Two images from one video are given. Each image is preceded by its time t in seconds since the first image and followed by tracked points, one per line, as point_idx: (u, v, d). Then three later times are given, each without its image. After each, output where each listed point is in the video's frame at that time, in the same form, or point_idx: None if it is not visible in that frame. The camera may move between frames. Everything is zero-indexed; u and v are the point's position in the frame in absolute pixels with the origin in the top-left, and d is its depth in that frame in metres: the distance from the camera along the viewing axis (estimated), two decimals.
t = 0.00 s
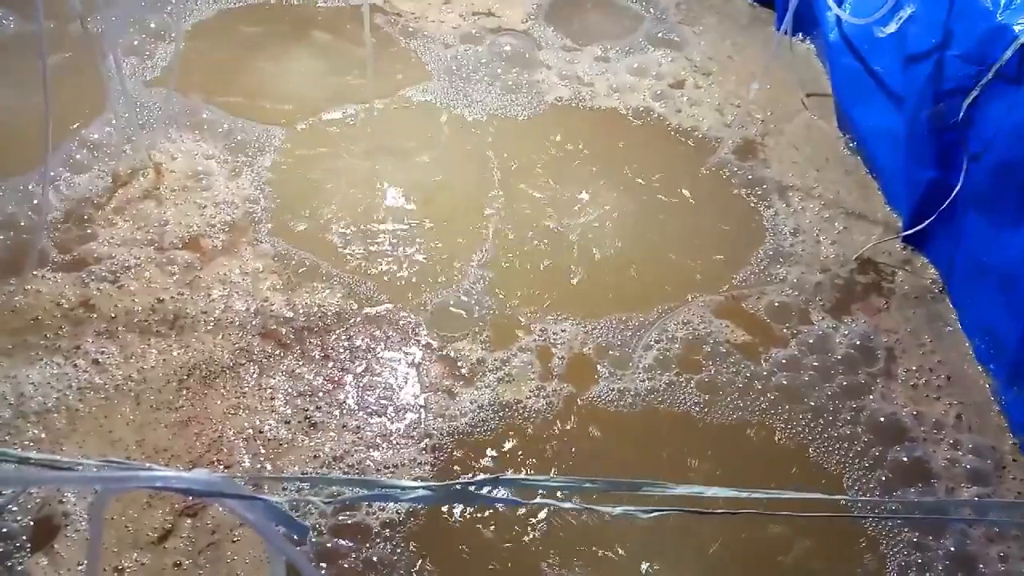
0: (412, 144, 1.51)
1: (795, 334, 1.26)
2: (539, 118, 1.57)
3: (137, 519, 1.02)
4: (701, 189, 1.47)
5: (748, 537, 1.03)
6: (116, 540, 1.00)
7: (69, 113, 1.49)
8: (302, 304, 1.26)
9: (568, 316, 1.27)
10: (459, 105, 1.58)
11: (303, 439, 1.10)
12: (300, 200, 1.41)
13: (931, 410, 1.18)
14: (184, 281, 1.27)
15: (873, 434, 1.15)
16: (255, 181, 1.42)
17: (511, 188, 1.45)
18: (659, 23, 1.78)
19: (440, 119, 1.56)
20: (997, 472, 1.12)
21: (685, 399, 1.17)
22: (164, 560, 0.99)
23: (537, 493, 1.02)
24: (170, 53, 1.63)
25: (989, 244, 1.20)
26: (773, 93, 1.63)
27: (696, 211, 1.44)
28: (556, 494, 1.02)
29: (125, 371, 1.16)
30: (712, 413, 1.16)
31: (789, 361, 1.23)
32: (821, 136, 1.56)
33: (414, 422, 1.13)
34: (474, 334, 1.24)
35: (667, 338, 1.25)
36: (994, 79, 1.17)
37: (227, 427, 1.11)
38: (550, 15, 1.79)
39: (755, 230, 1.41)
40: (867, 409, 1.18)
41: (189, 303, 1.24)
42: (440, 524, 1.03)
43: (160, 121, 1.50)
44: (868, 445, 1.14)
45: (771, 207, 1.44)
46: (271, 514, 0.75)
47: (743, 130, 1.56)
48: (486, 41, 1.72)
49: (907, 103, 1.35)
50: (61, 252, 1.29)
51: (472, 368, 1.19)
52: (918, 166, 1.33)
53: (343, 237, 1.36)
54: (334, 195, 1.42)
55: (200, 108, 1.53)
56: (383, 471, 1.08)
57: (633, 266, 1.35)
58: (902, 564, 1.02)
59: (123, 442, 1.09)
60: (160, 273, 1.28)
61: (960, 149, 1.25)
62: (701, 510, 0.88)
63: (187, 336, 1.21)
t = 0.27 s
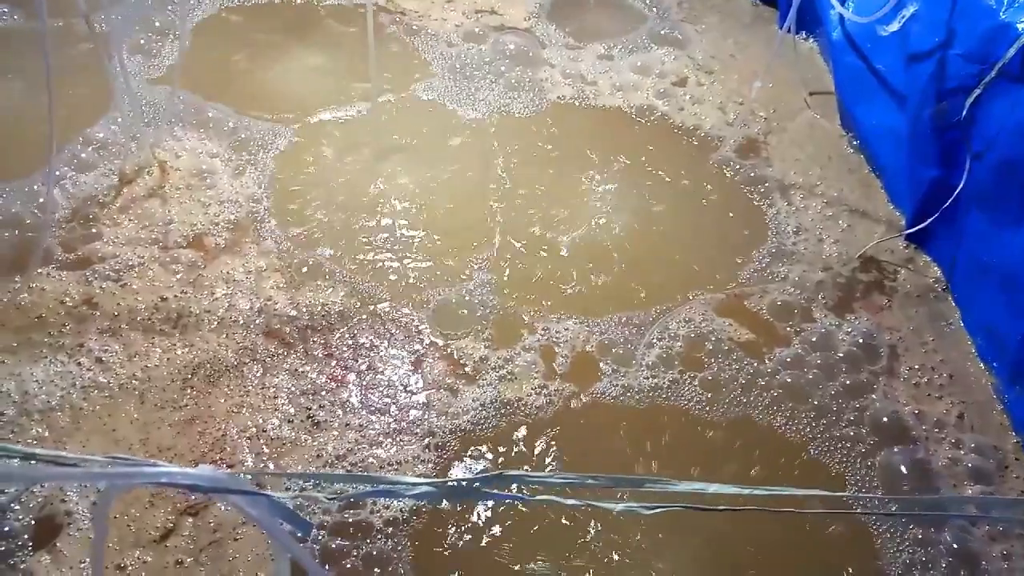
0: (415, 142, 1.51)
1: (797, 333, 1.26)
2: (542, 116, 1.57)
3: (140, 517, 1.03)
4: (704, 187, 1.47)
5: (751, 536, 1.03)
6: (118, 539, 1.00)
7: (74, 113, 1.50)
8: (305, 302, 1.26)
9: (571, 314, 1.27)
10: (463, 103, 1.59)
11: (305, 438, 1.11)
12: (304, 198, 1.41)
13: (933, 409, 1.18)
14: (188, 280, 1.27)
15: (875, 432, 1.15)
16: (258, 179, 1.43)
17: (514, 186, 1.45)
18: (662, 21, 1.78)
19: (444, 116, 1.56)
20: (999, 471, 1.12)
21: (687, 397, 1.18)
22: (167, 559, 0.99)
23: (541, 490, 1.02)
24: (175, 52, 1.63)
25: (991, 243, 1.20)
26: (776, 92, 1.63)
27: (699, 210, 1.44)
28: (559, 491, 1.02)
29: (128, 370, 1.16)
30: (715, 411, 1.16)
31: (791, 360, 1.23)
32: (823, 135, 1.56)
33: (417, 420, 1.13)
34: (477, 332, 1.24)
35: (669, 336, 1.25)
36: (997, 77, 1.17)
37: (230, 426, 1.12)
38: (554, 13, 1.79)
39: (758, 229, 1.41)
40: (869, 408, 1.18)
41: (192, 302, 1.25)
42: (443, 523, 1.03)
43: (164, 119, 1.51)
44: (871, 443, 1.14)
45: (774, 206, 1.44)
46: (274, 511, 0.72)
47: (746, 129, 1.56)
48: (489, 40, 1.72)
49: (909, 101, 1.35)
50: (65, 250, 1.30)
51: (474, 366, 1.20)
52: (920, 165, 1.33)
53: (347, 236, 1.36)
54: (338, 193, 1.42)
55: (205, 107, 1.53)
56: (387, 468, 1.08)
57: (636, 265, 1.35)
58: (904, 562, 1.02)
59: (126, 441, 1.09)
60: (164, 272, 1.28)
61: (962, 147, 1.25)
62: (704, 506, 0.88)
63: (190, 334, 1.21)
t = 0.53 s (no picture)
0: (417, 140, 1.51)
1: (799, 330, 1.26)
2: (544, 113, 1.57)
3: (141, 514, 1.03)
4: (706, 184, 1.47)
5: (754, 531, 1.03)
6: (119, 536, 1.00)
7: (77, 111, 1.49)
8: (306, 300, 1.26)
9: (573, 311, 1.27)
10: (465, 100, 1.58)
11: (307, 436, 1.11)
12: (306, 195, 1.41)
13: (935, 406, 1.18)
14: (190, 278, 1.27)
15: (876, 429, 1.15)
16: (260, 177, 1.43)
17: (516, 183, 1.45)
18: (664, 18, 1.78)
19: (446, 113, 1.56)
20: (1001, 467, 1.11)
21: (689, 393, 1.17)
22: (168, 555, 0.99)
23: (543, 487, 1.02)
24: (176, 50, 1.63)
25: (994, 240, 1.20)
26: (778, 89, 1.63)
27: (701, 207, 1.44)
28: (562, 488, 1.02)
29: (130, 368, 1.16)
30: (716, 407, 1.16)
31: (793, 357, 1.23)
32: (825, 132, 1.55)
33: (419, 417, 1.13)
34: (478, 329, 1.24)
35: (671, 332, 1.25)
36: (1000, 73, 1.16)
37: (232, 423, 1.12)
38: (555, 11, 1.79)
39: (760, 226, 1.41)
40: (871, 405, 1.18)
41: (194, 300, 1.25)
42: (444, 520, 1.03)
43: (167, 117, 1.51)
44: (872, 440, 1.14)
45: (776, 202, 1.44)
46: (278, 506, 0.72)
47: (748, 126, 1.56)
48: (491, 37, 1.72)
49: (911, 98, 1.35)
50: (68, 248, 1.30)
51: (476, 363, 1.20)
52: (922, 162, 1.32)
53: (349, 233, 1.36)
54: (340, 190, 1.42)
55: (207, 105, 1.53)
56: (389, 464, 1.08)
57: (638, 262, 1.35)
58: (906, 558, 1.02)
59: (128, 437, 1.09)
60: (166, 270, 1.28)
61: (964, 144, 1.24)
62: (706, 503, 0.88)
63: (192, 332, 1.21)
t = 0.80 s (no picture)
0: (418, 139, 1.51)
1: (800, 329, 1.26)
2: (544, 112, 1.57)
3: (142, 514, 1.03)
4: (707, 184, 1.47)
5: (755, 530, 1.03)
6: (119, 536, 1.00)
7: (77, 111, 1.49)
8: (307, 300, 1.26)
9: (574, 311, 1.27)
10: (466, 99, 1.58)
11: (307, 436, 1.11)
12: (307, 195, 1.41)
13: (935, 405, 1.18)
14: (191, 278, 1.27)
15: (877, 428, 1.15)
16: (261, 177, 1.43)
17: (517, 182, 1.45)
18: (665, 17, 1.78)
19: (446, 113, 1.56)
20: (1001, 466, 1.11)
21: (690, 392, 1.18)
22: (169, 554, 0.99)
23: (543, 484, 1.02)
24: (177, 49, 1.63)
25: (994, 239, 1.20)
26: (779, 88, 1.63)
27: (702, 206, 1.43)
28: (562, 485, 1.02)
29: (131, 367, 1.16)
30: (718, 406, 1.16)
31: (794, 356, 1.23)
32: (826, 131, 1.55)
33: (420, 416, 1.13)
34: (479, 328, 1.24)
35: (672, 331, 1.25)
36: (1001, 72, 1.16)
37: (232, 423, 1.12)
38: (556, 10, 1.79)
39: (761, 225, 1.41)
40: (872, 405, 1.18)
41: (195, 300, 1.25)
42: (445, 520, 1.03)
43: (168, 116, 1.50)
44: (872, 438, 1.14)
45: (777, 201, 1.44)
46: (279, 504, 0.72)
47: (748, 125, 1.56)
48: (492, 37, 1.72)
49: (912, 97, 1.35)
50: (69, 248, 1.30)
51: (476, 362, 1.20)
52: (923, 161, 1.32)
53: (349, 232, 1.36)
54: (340, 190, 1.42)
55: (208, 104, 1.53)
56: (389, 463, 1.08)
57: (638, 262, 1.35)
58: (906, 557, 1.02)
59: (129, 437, 1.09)
60: (166, 270, 1.28)
61: (964, 143, 1.24)
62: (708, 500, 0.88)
63: (193, 332, 1.21)
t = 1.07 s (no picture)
0: (422, 139, 1.51)
1: (805, 327, 1.26)
2: (548, 112, 1.57)
3: (147, 514, 1.03)
4: (710, 183, 1.47)
5: (761, 529, 1.03)
6: (125, 536, 1.00)
7: (83, 112, 1.49)
8: (311, 300, 1.26)
9: (579, 310, 1.27)
10: (469, 99, 1.58)
11: (312, 436, 1.11)
12: (311, 195, 1.41)
13: (940, 403, 1.18)
14: (195, 279, 1.27)
15: (883, 427, 1.15)
16: (265, 178, 1.43)
17: (521, 182, 1.45)
18: (667, 16, 1.78)
19: (450, 112, 1.56)
20: (1007, 464, 1.11)
21: (695, 390, 1.17)
22: (175, 554, 0.99)
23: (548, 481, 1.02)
24: (181, 50, 1.63)
25: (999, 236, 1.20)
26: (782, 86, 1.63)
27: (707, 206, 1.43)
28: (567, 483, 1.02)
29: (136, 368, 1.16)
30: (723, 405, 1.16)
31: (799, 354, 1.23)
32: (829, 129, 1.55)
33: (425, 416, 1.13)
34: (483, 328, 1.24)
35: (677, 330, 1.25)
36: (1004, 70, 1.16)
37: (237, 424, 1.12)
38: (559, 9, 1.79)
39: (766, 224, 1.41)
40: (878, 403, 1.17)
41: (200, 301, 1.25)
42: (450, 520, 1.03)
43: (172, 118, 1.51)
44: (878, 437, 1.14)
45: (781, 200, 1.44)
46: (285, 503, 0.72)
47: (752, 124, 1.56)
48: (495, 37, 1.72)
49: (915, 95, 1.34)
50: (74, 249, 1.30)
51: (480, 361, 1.20)
52: (927, 159, 1.32)
53: (353, 233, 1.36)
54: (344, 190, 1.42)
55: (213, 105, 1.54)
56: (394, 464, 1.08)
57: (642, 261, 1.35)
58: (913, 554, 1.02)
59: (135, 438, 1.09)
60: (171, 271, 1.28)
61: (968, 140, 1.24)
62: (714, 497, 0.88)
63: (198, 333, 1.21)
